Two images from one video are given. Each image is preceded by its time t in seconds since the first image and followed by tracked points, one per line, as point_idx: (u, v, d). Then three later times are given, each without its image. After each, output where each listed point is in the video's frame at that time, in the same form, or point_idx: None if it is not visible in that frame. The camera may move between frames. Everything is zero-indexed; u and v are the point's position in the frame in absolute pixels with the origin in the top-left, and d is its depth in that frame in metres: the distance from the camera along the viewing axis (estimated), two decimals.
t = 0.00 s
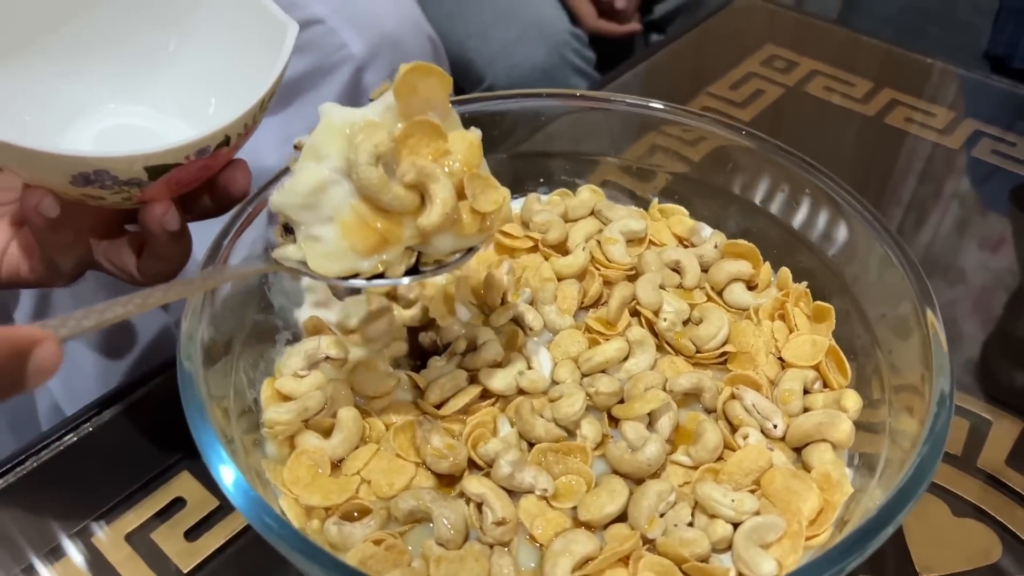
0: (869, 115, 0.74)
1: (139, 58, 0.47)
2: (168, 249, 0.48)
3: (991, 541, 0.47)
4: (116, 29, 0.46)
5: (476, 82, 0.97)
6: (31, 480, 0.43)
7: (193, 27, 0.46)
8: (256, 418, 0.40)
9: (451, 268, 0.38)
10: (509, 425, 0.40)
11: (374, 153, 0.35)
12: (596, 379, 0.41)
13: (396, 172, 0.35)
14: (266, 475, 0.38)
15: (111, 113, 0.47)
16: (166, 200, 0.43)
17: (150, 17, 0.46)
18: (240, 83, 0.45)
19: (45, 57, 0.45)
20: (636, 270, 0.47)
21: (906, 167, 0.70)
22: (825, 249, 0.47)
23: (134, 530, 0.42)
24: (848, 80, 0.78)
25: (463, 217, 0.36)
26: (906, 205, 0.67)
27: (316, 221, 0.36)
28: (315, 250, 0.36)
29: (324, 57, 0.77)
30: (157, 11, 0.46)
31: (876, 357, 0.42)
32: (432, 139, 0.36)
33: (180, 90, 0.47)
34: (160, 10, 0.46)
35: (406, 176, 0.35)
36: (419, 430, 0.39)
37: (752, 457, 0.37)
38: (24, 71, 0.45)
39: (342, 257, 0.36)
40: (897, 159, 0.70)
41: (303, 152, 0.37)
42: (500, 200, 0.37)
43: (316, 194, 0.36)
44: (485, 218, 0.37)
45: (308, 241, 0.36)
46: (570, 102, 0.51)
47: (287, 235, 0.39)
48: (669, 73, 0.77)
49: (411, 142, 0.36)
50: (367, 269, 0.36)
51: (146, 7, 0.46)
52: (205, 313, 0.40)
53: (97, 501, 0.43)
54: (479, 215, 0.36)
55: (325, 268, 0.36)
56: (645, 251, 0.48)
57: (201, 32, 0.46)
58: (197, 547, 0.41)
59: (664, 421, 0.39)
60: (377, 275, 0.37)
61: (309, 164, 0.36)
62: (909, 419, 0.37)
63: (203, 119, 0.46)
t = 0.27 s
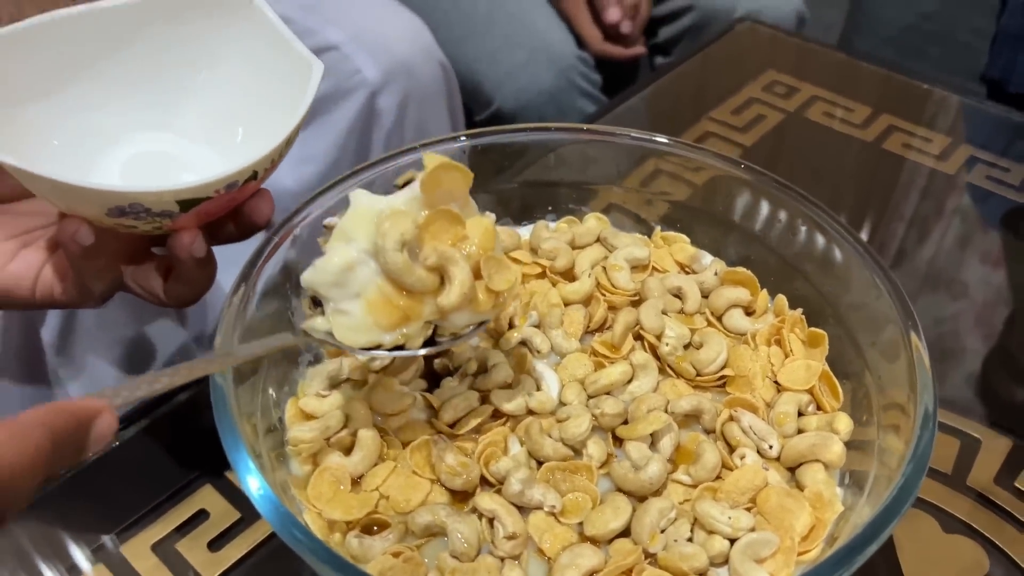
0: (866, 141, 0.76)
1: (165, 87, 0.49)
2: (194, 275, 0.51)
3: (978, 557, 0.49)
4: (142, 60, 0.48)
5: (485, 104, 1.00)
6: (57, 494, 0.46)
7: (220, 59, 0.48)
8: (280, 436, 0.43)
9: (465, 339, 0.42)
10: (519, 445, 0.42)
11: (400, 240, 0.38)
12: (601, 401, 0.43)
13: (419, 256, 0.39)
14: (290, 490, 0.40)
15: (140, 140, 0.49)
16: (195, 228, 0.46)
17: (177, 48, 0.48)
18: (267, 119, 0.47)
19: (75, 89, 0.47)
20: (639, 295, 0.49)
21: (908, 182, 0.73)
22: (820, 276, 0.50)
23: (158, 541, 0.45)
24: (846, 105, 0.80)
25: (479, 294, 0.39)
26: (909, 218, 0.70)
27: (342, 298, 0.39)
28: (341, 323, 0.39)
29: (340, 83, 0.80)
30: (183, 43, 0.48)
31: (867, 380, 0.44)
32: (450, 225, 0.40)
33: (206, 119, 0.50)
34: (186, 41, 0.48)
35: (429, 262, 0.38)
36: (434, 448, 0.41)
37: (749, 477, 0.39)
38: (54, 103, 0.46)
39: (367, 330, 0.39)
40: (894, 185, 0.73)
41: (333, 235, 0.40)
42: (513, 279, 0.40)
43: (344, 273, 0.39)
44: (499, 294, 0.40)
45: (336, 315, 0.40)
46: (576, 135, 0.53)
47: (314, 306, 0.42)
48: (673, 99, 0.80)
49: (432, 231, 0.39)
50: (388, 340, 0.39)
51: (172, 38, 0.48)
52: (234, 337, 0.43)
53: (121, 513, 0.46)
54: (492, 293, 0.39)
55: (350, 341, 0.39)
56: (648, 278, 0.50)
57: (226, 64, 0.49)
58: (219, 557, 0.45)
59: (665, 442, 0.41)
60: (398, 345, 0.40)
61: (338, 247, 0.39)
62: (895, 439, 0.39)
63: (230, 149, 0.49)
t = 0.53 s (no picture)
0: (862, 153, 0.78)
1: (181, 98, 0.51)
2: (206, 280, 0.53)
3: (966, 559, 0.51)
4: (160, 72, 0.50)
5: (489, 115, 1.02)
6: (71, 495, 0.49)
7: (237, 71, 0.51)
8: (289, 435, 0.45)
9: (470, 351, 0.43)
10: (519, 444, 0.43)
11: (411, 258, 0.39)
12: (598, 403, 0.44)
13: (428, 271, 0.40)
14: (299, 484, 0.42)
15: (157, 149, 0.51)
16: (208, 236, 0.47)
17: (193, 60, 0.50)
18: (281, 129, 0.49)
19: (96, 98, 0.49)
20: (636, 302, 0.51)
21: (910, 197, 0.74)
22: (813, 284, 0.52)
23: (170, 538, 0.48)
24: (843, 118, 0.82)
25: (485, 309, 0.41)
26: (912, 229, 0.71)
27: (354, 310, 0.41)
28: (351, 334, 0.41)
29: (347, 94, 0.82)
30: (199, 55, 0.50)
31: (856, 384, 0.46)
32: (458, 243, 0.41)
33: (221, 129, 0.52)
34: (202, 53, 0.50)
35: (438, 277, 0.40)
36: (437, 447, 0.42)
37: (740, 476, 0.41)
38: (76, 112, 0.48)
39: (375, 342, 0.41)
40: (889, 196, 0.74)
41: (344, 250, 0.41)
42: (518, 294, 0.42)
43: (355, 286, 0.41)
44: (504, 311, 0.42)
45: (347, 326, 0.41)
46: (577, 146, 0.55)
47: (325, 317, 0.44)
48: (674, 111, 0.81)
49: (441, 247, 0.41)
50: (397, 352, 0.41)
51: (189, 50, 0.50)
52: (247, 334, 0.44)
53: (130, 512, 0.48)
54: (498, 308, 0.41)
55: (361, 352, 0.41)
56: (646, 285, 0.52)
57: (242, 77, 0.51)
58: (227, 554, 0.47)
59: (660, 442, 0.43)
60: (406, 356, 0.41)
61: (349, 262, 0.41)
62: (880, 440, 0.40)
63: (244, 157, 0.51)
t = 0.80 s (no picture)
0: (864, 164, 0.80)
1: (201, 104, 0.53)
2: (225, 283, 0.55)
3: (964, 562, 0.52)
4: (182, 78, 0.51)
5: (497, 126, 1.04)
6: (86, 497, 0.50)
7: (257, 80, 0.52)
8: (305, 434, 0.46)
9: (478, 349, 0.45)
10: (527, 445, 0.45)
11: (421, 258, 0.41)
12: (604, 406, 0.46)
13: (438, 272, 0.42)
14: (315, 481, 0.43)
15: (179, 153, 0.53)
16: (226, 240, 0.49)
17: (214, 69, 0.52)
18: (298, 138, 0.51)
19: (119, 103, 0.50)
20: (642, 308, 0.52)
21: (915, 207, 0.76)
22: (814, 292, 0.53)
23: (185, 536, 0.49)
24: (845, 130, 0.83)
25: (494, 308, 0.43)
26: (916, 241, 0.73)
27: (364, 309, 0.43)
28: (362, 332, 0.43)
29: (360, 105, 0.84)
30: (220, 64, 0.52)
31: (855, 390, 0.47)
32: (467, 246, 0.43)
33: (239, 135, 0.53)
34: (223, 62, 0.52)
35: (448, 278, 0.42)
36: (448, 447, 0.44)
37: (741, 477, 0.42)
38: (100, 116, 0.50)
39: (385, 340, 0.42)
40: (890, 208, 0.76)
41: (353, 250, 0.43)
42: (526, 294, 0.43)
43: (366, 285, 0.42)
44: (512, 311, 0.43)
45: (357, 323, 0.43)
46: (584, 157, 0.57)
47: (337, 313, 0.45)
48: (679, 122, 0.83)
49: (450, 249, 0.42)
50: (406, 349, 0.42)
51: (210, 58, 0.51)
52: (264, 334, 0.46)
53: (146, 512, 0.50)
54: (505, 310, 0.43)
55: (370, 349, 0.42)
56: (651, 292, 0.53)
57: (260, 85, 0.52)
58: (243, 551, 0.48)
59: (664, 444, 0.44)
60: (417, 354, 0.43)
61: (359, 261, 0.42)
62: (877, 443, 0.42)
63: (263, 163, 0.52)
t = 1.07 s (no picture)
0: (865, 172, 0.81)
1: (218, 110, 0.54)
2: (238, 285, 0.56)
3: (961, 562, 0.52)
4: (197, 84, 0.53)
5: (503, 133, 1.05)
6: (96, 496, 0.51)
7: (269, 86, 0.54)
8: (313, 430, 0.47)
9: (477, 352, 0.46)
10: (530, 442, 0.46)
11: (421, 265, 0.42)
12: (605, 404, 0.47)
13: (437, 278, 0.43)
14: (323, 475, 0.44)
15: (193, 156, 0.54)
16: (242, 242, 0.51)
17: (229, 74, 0.53)
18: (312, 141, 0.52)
19: (137, 108, 0.52)
20: (643, 310, 0.53)
21: (918, 216, 0.76)
22: (812, 295, 0.54)
23: (194, 531, 0.50)
24: (847, 138, 0.84)
25: (491, 314, 0.44)
26: (920, 249, 0.73)
27: (365, 314, 0.44)
28: (362, 335, 0.44)
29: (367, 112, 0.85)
30: (235, 69, 0.53)
31: (851, 390, 0.48)
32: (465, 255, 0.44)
33: (254, 139, 0.55)
34: (237, 67, 0.53)
35: (449, 284, 0.43)
36: (453, 443, 0.45)
37: (739, 474, 0.43)
38: (119, 121, 0.51)
39: (386, 343, 0.43)
40: (890, 215, 0.76)
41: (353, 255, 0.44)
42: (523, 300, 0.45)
43: (367, 291, 0.43)
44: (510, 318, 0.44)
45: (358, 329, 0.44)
46: (588, 162, 0.58)
47: (338, 317, 0.46)
48: (682, 130, 0.84)
49: (450, 256, 0.43)
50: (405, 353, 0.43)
51: (225, 64, 0.53)
52: (276, 330, 0.47)
53: (157, 507, 0.51)
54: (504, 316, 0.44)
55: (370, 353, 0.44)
56: (651, 294, 0.54)
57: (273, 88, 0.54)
58: (251, 547, 0.50)
59: (664, 442, 0.45)
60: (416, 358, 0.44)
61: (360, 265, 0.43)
62: (872, 442, 0.43)
63: (274, 167, 0.54)
